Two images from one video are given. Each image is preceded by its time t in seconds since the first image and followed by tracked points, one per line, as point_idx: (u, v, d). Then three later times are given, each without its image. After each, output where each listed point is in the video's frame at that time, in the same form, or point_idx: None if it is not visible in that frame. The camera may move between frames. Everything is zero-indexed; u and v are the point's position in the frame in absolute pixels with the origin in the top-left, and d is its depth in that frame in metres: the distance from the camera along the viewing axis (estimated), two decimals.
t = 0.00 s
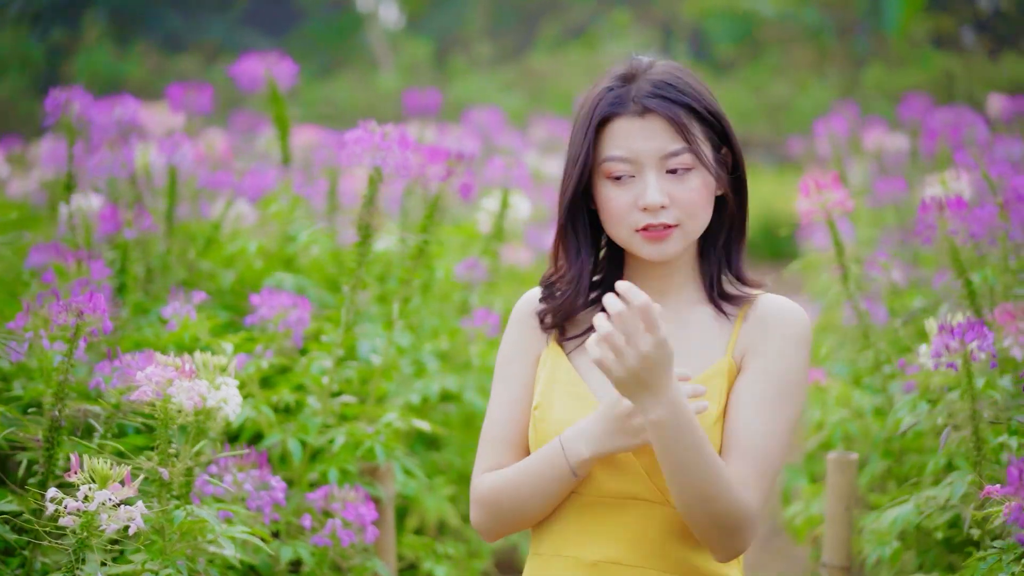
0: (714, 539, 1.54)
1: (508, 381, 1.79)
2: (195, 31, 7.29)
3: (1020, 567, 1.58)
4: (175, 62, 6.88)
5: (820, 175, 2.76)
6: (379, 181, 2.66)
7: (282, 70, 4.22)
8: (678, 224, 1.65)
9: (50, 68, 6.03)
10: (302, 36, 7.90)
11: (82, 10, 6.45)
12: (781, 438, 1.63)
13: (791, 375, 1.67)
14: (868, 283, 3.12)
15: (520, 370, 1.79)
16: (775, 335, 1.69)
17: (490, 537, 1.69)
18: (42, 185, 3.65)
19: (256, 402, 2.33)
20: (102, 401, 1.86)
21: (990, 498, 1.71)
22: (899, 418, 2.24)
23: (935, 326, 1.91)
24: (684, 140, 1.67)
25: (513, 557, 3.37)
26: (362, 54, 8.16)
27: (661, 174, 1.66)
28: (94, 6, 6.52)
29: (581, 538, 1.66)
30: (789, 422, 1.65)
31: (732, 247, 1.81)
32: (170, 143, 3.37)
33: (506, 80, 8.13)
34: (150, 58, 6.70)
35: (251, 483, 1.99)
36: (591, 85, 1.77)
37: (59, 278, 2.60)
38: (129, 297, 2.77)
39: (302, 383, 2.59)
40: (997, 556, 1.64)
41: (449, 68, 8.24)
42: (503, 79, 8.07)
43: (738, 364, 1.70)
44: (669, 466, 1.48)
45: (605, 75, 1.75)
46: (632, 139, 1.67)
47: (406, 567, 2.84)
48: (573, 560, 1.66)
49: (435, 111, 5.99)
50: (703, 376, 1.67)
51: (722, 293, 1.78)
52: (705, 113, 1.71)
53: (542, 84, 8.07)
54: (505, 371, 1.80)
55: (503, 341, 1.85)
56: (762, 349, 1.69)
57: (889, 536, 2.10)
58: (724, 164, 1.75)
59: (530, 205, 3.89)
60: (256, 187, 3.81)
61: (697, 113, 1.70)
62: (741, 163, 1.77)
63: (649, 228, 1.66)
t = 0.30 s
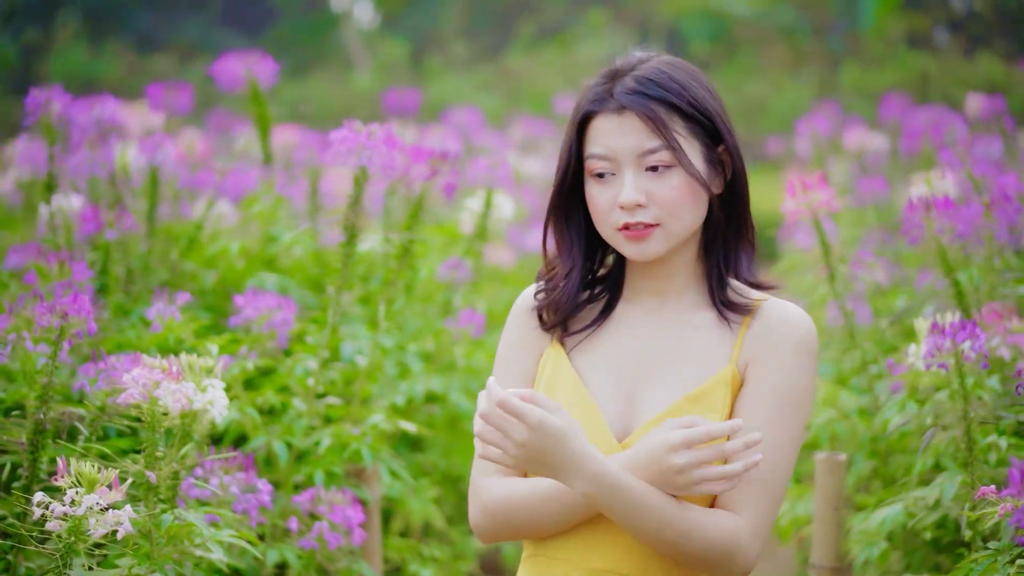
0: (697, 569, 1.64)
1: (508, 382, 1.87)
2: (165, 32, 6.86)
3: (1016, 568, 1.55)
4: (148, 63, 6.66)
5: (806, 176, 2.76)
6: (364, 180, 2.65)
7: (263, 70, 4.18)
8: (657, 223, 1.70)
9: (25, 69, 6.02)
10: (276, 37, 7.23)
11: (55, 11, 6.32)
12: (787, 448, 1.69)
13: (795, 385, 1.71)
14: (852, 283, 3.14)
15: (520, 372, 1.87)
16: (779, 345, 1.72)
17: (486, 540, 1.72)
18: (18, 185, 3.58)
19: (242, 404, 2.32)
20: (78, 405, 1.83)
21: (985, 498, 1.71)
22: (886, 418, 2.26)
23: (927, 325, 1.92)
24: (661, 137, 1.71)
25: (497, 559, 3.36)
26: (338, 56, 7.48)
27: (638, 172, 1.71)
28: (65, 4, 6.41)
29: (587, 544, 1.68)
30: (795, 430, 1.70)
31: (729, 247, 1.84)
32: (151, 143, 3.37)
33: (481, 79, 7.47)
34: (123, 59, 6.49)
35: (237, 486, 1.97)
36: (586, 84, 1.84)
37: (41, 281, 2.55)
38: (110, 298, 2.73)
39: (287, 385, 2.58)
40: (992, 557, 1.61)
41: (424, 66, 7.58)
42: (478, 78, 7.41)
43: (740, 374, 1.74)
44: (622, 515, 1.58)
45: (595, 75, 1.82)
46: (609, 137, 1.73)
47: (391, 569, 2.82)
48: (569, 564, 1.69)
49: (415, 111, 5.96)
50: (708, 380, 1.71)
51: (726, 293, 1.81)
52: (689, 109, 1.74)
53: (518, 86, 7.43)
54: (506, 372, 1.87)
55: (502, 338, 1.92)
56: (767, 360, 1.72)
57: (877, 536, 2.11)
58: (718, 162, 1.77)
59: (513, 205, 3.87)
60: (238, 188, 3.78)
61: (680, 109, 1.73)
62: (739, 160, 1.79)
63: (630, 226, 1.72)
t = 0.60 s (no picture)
0: None
1: (505, 382, 1.87)
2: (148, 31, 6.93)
3: (1016, 569, 1.54)
4: (127, 62, 6.49)
5: (797, 175, 2.77)
6: (354, 180, 2.63)
7: (249, 70, 4.15)
8: (642, 221, 1.70)
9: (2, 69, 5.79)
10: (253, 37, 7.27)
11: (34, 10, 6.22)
12: (792, 456, 1.71)
13: (796, 392, 1.72)
14: (840, 283, 3.16)
15: (517, 373, 1.88)
16: (779, 353, 1.73)
17: (481, 543, 1.80)
18: None
19: (231, 406, 2.30)
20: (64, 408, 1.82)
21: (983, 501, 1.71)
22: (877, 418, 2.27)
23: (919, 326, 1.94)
24: (646, 133, 1.71)
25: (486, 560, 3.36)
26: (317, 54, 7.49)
27: (624, 170, 1.72)
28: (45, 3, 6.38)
29: (585, 559, 1.76)
30: (797, 437, 1.72)
31: (722, 248, 1.84)
32: (136, 143, 3.37)
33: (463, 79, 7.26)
34: (104, 57, 6.37)
35: (228, 488, 1.96)
36: (581, 81, 1.86)
37: (26, 281, 2.52)
38: (96, 299, 2.70)
39: (276, 387, 2.56)
40: (990, 559, 1.61)
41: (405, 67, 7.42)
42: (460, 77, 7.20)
43: (742, 378, 1.75)
44: (625, 546, 1.63)
45: (590, 73, 1.84)
46: (596, 133, 1.74)
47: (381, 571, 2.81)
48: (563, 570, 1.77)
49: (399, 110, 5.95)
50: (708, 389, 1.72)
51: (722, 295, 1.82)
52: (678, 105, 1.74)
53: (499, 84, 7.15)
54: (503, 373, 1.88)
55: (498, 336, 1.93)
56: (767, 368, 1.73)
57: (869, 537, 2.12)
58: (708, 160, 1.77)
59: (501, 205, 3.86)
60: (224, 189, 3.76)
61: (668, 105, 1.73)
62: (734, 157, 1.77)
63: (616, 225, 1.73)
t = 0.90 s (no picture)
0: None
1: (497, 385, 1.88)
2: (127, 31, 6.87)
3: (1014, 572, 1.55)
4: (106, 62, 6.43)
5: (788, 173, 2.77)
6: (342, 181, 2.65)
7: (234, 70, 4.13)
8: (629, 222, 1.70)
9: None
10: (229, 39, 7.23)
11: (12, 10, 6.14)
12: (797, 459, 1.70)
13: (796, 395, 1.72)
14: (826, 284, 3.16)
15: (510, 377, 1.88)
16: (775, 356, 1.73)
17: (469, 548, 1.79)
18: None
19: (218, 409, 2.28)
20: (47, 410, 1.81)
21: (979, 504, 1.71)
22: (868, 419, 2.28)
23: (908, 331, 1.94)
24: (633, 133, 1.71)
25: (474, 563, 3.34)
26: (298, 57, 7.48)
27: (612, 171, 1.72)
28: (23, 3, 6.34)
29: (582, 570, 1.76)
30: (800, 439, 1.71)
31: (713, 251, 1.84)
32: (120, 144, 3.33)
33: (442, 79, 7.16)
34: (83, 57, 6.29)
35: (217, 492, 1.94)
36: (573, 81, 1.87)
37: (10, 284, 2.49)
38: (81, 301, 2.67)
39: (264, 390, 2.54)
40: (989, 562, 1.61)
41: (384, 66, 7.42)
42: (440, 78, 7.11)
43: (740, 383, 1.75)
44: (632, 564, 1.64)
45: (582, 71, 1.84)
46: (584, 134, 1.75)
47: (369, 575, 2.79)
48: None
49: (382, 110, 5.93)
50: (705, 393, 1.73)
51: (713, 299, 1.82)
52: (667, 105, 1.73)
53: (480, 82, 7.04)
54: (495, 376, 1.88)
55: (491, 339, 1.93)
56: (764, 372, 1.74)
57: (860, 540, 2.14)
58: (699, 161, 1.76)
59: (488, 205, 3.86)
60: (208, 189, 3.73)
61: (656, 105, 1.73)
62: (727, 158, 1.76)
63: (604, 226, 1.73)
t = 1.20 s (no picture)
0: None
1: (486, 393, 1.87)
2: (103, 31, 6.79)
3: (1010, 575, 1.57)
4: (82, 62, 6.35)
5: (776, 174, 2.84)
6: (329, 183, 2.64)
7: (217, 70, 4.10)
8: (615, 227, 1.70)
9: None
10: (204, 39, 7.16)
11: None
12: (794, 463, 1.70)
13: (788, 399, 1.72)
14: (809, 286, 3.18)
15: (499, 384, 1.88)
16: (767, 361, 1.74)
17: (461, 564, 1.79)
18: None
19: (203, 413, 2.26)
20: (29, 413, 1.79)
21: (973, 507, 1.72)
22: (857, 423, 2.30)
23: (897, 334, 1.96)
24: (620, 136, 1.71)
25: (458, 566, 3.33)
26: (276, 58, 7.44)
27: (598, 173, 1.72)
28: None
29: None
30: (795, 444, 1.71)
31: (701, 256, 1.82)
32: (101, 144, 3.35)
33: (420, 80, 7.12)
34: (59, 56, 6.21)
35: (203, 498, 1.93)
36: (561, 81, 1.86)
37: None
38: (62, 304, 2.64)
39: (248, 394, 2.52)
40: (985, 566, 1.62)
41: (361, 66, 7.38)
42: (417, 78, 7.08)
43: (733, 391, 1.75)
44: (631, 564, 1.65)
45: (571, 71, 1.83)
46: (571, 136, 1.74)
47: None
48: None
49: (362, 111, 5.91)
50: (696, 401, 1.73)
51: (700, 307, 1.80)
52: (655, 107, 1.73)
53: (459, 83, 7.00)
54: (484, 385, 1.88)
55: (479, 345, 1.93)
56: (757, 378, 1.74)
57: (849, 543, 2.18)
58: (688, 165, 1.76)
59: (472, 206, 3.85)
60: (190, 191, 3.70)
61: (643, 107, 1.73)
62: (716, 163, 1.75)
63: (590, 230, 1.72)
